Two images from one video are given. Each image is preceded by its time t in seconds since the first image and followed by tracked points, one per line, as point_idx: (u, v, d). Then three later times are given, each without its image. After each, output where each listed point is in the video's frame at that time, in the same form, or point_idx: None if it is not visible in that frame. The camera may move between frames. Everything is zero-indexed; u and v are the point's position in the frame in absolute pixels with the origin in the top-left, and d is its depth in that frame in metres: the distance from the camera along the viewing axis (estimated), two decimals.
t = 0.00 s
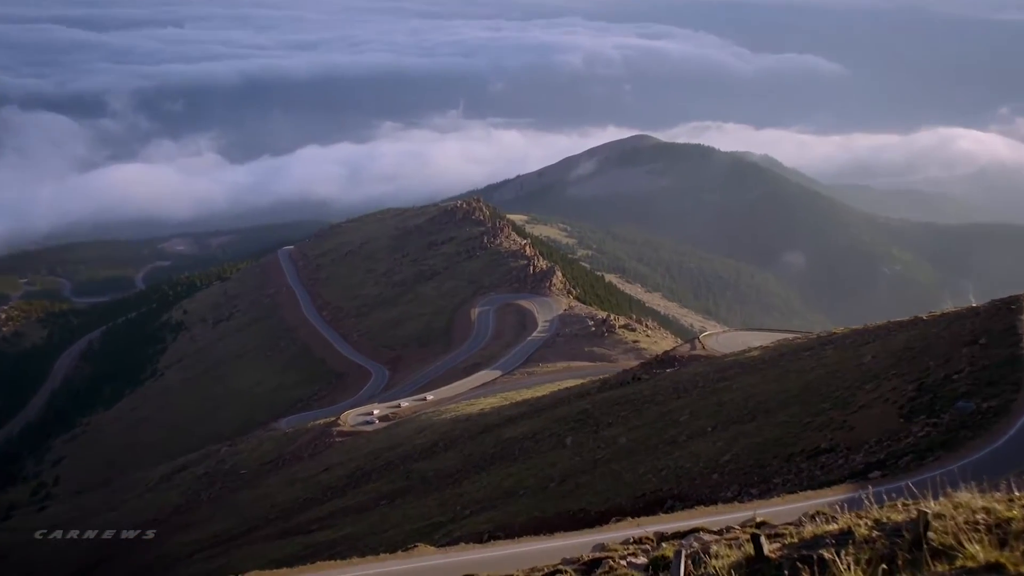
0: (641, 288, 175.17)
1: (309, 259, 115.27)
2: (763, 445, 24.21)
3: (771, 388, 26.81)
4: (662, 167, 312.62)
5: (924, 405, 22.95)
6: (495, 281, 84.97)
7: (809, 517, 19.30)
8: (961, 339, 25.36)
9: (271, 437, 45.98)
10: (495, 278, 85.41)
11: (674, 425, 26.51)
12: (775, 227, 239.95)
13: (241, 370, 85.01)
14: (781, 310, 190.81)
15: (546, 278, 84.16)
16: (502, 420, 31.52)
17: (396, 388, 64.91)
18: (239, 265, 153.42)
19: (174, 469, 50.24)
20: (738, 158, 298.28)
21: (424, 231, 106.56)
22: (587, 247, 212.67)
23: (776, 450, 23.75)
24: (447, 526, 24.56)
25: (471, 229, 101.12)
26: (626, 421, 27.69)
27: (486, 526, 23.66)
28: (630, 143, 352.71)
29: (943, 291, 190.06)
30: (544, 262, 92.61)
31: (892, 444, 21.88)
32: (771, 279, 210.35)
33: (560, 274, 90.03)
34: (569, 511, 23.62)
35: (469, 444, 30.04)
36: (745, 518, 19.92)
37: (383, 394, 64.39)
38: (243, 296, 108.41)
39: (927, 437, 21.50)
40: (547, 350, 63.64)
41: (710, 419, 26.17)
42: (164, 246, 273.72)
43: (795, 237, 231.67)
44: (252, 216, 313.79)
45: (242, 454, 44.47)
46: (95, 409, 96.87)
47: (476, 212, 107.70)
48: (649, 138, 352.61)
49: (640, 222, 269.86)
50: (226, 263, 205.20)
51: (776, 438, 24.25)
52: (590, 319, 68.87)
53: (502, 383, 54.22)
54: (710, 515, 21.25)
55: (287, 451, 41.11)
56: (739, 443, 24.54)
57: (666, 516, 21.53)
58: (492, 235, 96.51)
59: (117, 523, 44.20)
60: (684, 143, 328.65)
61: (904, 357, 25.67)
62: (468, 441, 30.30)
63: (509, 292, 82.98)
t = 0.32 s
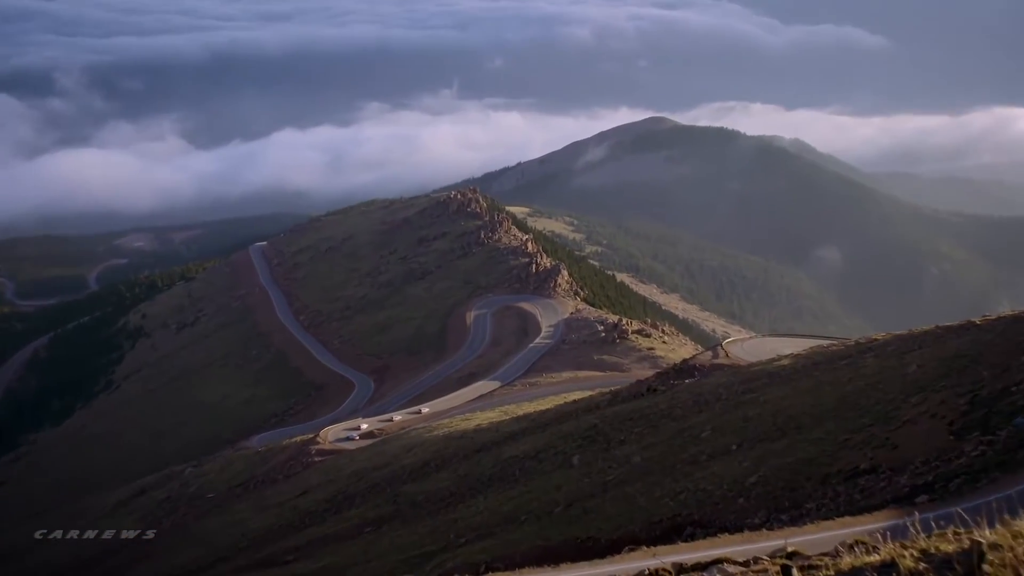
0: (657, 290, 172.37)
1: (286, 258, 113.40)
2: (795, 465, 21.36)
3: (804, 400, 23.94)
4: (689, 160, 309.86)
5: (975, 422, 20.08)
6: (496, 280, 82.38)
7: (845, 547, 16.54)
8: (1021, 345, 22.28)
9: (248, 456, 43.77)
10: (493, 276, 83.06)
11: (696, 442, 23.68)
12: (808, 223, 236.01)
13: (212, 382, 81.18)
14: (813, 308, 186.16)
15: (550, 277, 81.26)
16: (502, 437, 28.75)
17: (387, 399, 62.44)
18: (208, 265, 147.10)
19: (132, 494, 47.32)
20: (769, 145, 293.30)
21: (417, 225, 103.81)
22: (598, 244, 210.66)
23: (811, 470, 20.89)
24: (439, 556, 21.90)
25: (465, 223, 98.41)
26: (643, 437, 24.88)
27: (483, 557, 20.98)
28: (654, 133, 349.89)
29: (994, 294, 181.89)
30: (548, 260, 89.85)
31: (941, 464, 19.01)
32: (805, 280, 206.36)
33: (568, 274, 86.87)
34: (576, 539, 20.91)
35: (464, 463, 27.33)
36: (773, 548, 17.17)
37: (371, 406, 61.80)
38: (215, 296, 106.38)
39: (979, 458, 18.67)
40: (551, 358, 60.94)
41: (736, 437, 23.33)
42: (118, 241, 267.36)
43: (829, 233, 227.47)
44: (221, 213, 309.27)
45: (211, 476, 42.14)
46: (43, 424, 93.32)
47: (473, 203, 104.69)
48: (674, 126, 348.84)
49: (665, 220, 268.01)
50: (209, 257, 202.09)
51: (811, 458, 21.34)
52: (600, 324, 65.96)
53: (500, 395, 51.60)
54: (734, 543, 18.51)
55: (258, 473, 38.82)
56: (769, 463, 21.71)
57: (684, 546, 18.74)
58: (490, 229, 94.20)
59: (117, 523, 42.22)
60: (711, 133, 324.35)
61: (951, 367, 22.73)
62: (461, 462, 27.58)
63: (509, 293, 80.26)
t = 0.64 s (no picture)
0: (674, 291, 170.75)
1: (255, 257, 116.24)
2: (831, 487, 18.69)
3: (842, 417, 21.30)
4: (718, 156, 308.18)
5: None
6: (495, 281, 80.03)
7: None
8: None
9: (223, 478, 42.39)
10: (491, 277, 80.76)
11: (722, 461, 21.11)
12: (844, 224, 234.26)
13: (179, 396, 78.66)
14: (852, 302, 181.65)
15: (556, 277, 78.46)
16: (502, 457, 26.59)
17: (376, 409, 60.44)
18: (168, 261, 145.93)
19: (82, 521, 45.38)
20: (801, 142, 291.12)
21: (411, 216, 105.61)
22: (611, 241, 210.27)
23: (851, 494, 18.13)
24: None
25: (457, 215, 99.03)
26: (661, 454, 22.41)
27: None
28: (675, 126, 348.17)
29: None
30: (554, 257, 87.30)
31: (1001, 487, 16.29)
32: (844, 277, 203.48)
33: (577, 274, 84.26)
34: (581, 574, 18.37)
35: (458, 486, 25.07)
36: None
37: (358, 419, 59.51)
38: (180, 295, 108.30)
39: None
40: (554, 368, 58.32)
41: (765, 456, 20.72)
42: (65, 236, 264.37)
43: (866, 232, 225.05)
44: (181, 207, 307.63)
45: (174, 500, 40.64)
46: None
47: (468, 194, 104.97)
48: (697, 117, 346.35)
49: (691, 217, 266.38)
50: (201, 243, 201.00)
51: (850, 480, 18.64)
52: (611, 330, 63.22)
53: (499, 408, 49.18)
54: None
55: (226, 498, 37.37)
56: (805, 486, 18.99)
57: None
58: (490, 224, 92.51)
59: (121, 521, 40.62)
60: (739, 130, 322.73)
61: (1011, 379, 19.98)
62: (452, 485, 25.31)
63: (511, 296, 77.78)
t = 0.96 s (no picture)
0: (695, 292, 168.97)
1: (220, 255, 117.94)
2: (873, 516, 16.14)
3: (884, 436, 18.93)
4: (748, 144, 304.94)
5: None
6: (493, 282, 78.18)
7: None
8: None
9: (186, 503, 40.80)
10: (488, 277, 79.16)
11: (750, 485, 18.79)
12: (884, 217, 231.67)
13: (146, 410, 77.42)
14: (894, 303, 177.04)
15: (561, 277, 76.24)
16: (505, 479, 24.56)
17: (364, 421, 58.74)
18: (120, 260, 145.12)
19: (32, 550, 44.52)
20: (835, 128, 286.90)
21: (401, 206, 107.98)
22: (623, 236, 209.34)
23: (897, 523, 15.58)
24: None
25: (449, 207, 101.03)
26: (681, 476, 20.20)
27: None
28: (693, 108, 344.92)
29: None
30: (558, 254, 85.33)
31: None
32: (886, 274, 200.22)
33: (586, 275, 81.97)
34: None
35: (453, 511, 23.04)
36: None
37: (341, 434, 57.50)
38: (140, 297, 110.28)
39: None
40: (561, 380, 55.97)
41: (799, 483, 18.32)
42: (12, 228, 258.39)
43: (907, 225, 222.54)
44: (136, 200, 301.91)
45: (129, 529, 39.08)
46: None
47: (461, 181, 106.90)
48: (721, 96, 341.59)
49: (717, 209, 264.25)
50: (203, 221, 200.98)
51: (893, 507, 16.16)
52: (624, 339, 60.93)
53: (498, 423, 47.12)
54: None
55: (188, 527, 35.80)
56: (841, 515, 16.54)
57: None
58: (486, 218, 92.51)
59: (68, 554, 39.49)
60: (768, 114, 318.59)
61: None
62: (445, 512, 23.29)
63: (511, 297, 75.88)
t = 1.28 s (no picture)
0: (716, 295, 167.32)
1: (189, 253, 116.37)
2: (912, 543, 14.30)
3: (923, 453, 17.23)
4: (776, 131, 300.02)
5: None
6: (491, 283, 76.38)
7: None
8: None
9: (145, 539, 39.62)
10: (485, 278, 77.45)
11: (776, 508, 17.06)
12: (923, 208, 227.22)
13: (109, 424, 75.84)
14: (930, 305, 171.73)
15: (565, 277, 74.57)
16: (508, 500, 23.06)
17: (352, 434, 57.44)
18: (75, 259, 143.69)
19: None
20: (868, 112, 281.37)
21: (389, 199, 106.87)
22: (636, 232, 207.71)
23: (940, 549, 13.77)
24: None
25: (441, 200, 99.62)
26: (700, 496, 18.54)
27: None
28: (710, 92, 340.32)
29: None
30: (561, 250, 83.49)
31: None
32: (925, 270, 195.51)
33: (595, 275, 80.11)
34: None
35: (447, 536, 21.59)
36: None
37: (325, 449, 56.21)
38: (100, 299, 108.81)
39: None
40: (565, 391, 54.18)
41: (828, 505, 16.56)
42: None
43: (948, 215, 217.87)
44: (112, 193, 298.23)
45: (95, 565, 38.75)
46: None
47: (455, 171, 105.30)
48: (744, 79, 336.47)
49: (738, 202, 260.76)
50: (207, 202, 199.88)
51: (932, 533, 14.37)
52: (635, 344, 59.13)
53: (496, 438, 45.53)
54: None
55: (154, 555, 35.10)
56: (872, 542, 14.79)
57: None
58: (482, 212, 90.83)
59: None
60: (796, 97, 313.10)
61: None
62: (437, 537, 21.83)
63: (511, 297, 74.20)
